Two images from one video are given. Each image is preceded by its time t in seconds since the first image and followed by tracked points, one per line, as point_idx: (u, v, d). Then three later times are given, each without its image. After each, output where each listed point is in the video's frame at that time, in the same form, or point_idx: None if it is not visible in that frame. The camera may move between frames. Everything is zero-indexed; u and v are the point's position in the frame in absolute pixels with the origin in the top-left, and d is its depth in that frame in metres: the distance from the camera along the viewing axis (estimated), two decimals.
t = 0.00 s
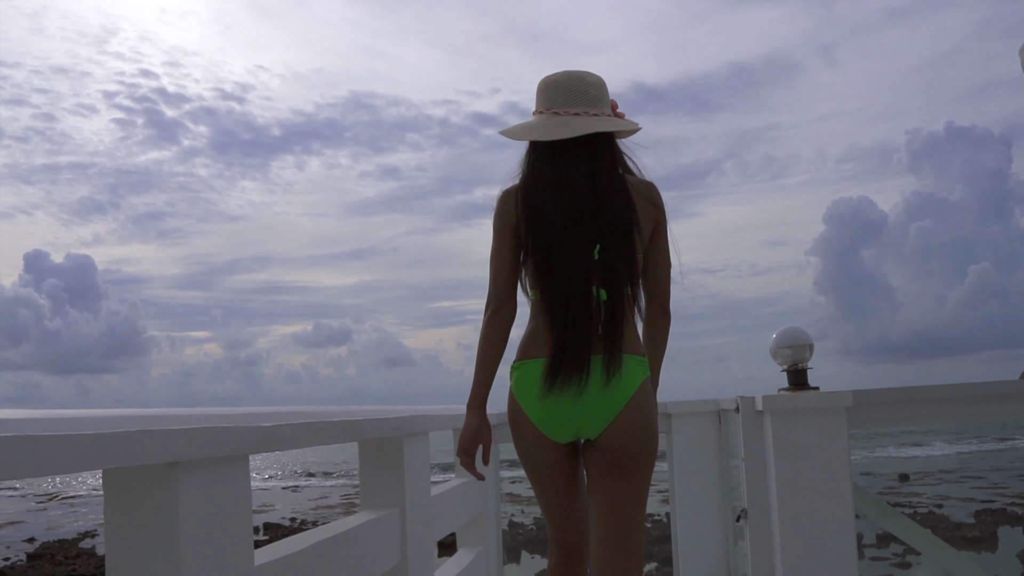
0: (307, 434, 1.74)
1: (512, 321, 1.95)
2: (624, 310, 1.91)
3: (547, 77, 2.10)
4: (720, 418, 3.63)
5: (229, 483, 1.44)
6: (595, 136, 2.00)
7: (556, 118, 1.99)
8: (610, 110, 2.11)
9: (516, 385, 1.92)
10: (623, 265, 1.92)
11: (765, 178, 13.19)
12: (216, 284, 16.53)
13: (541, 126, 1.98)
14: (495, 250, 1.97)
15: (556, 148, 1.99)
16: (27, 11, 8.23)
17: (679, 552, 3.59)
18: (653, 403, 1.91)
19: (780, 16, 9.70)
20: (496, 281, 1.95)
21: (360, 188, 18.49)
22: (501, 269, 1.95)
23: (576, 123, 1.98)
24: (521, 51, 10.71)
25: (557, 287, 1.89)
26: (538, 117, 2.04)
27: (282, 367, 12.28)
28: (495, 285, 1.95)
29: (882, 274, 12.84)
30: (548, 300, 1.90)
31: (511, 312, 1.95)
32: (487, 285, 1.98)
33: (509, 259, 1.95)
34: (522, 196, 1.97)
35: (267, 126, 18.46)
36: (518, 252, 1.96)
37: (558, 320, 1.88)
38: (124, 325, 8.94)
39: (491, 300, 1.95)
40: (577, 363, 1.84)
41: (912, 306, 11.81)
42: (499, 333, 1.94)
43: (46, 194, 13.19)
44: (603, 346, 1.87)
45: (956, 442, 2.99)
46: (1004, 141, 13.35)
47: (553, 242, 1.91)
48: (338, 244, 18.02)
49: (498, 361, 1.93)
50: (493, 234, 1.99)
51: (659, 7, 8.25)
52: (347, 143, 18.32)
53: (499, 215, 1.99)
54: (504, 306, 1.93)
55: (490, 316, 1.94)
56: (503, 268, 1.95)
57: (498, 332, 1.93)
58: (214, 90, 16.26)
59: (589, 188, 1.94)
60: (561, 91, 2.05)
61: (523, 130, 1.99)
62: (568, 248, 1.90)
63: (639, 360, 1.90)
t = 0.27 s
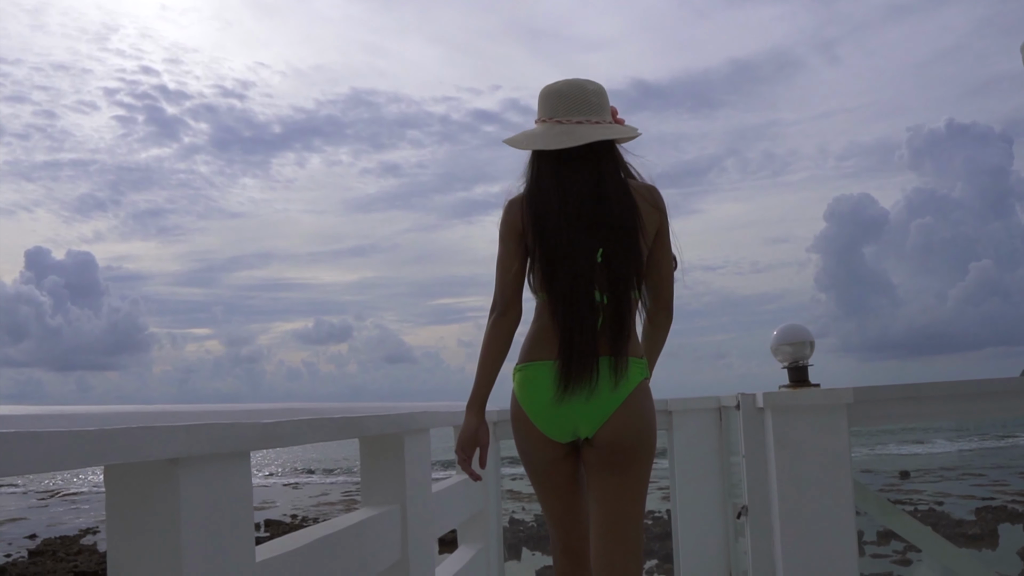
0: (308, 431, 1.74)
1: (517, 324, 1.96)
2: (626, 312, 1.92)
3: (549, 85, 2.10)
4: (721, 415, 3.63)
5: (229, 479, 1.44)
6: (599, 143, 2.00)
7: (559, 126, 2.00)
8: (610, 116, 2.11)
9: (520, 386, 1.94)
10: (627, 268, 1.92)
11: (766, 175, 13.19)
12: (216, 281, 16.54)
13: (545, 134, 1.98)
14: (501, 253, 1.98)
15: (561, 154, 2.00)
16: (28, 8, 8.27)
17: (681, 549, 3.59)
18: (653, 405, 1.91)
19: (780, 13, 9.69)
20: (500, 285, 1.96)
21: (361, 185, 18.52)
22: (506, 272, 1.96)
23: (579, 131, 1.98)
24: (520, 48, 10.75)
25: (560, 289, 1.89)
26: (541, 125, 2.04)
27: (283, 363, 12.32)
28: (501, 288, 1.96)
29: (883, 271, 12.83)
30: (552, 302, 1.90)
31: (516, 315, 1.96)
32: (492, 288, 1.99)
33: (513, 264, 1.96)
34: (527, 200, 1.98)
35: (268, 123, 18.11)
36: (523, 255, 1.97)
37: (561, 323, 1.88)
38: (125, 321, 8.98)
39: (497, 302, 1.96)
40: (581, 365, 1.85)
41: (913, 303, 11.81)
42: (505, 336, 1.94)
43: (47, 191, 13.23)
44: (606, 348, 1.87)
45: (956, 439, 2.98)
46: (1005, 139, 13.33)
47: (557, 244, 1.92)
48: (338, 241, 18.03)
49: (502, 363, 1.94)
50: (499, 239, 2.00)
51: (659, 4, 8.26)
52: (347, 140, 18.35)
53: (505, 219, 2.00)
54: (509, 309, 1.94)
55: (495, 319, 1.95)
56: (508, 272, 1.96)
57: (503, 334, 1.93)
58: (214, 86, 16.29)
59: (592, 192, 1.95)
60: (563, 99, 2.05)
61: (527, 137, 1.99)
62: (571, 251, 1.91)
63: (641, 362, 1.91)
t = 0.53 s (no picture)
0: (308, 429, 1.74)
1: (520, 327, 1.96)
2: (628, 316, 1.92)
3: (551, 94, 2.11)
4: (721, 413, 3.64)
5: (229, 475, 1.44)
6: (600, 150, 2.01)
7: (562, 135, 2.00)
8: (611, 124, 2.12)
9: (524, 387, 1.95)
10: (628, 271, 1.93)
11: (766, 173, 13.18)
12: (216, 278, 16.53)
13: (547, 143, 1.99)
14: (504, 257, 1.99)
15: (564, 160, 2.00)
16: (29, 6, 8.27)
17: (681, 547, 3.59)
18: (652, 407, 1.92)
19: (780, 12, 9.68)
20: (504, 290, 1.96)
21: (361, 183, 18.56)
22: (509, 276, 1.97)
23: (581, 139, 1.98)
24: (520, 45, 10.77)
25: (564, 292, 1.90)
26: (543, 134, 2.04)
27: (284, 361, 12.33)
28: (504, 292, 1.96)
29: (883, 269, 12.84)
30: (555, 305, 1.91)
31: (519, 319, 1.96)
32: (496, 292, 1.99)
33: (516, 267, 1.97)
34: (531, 204, 1.98)
35: (268, 121, 17.96)
36: (527, 259, 1.97)
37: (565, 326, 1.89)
38: (126, 319, 8.97)
39: (501, 305, 1.96)
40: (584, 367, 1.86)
41: (913, 301, 11.81)
42: (509, 339, 1.95)
43: (48, 188, 13.21)
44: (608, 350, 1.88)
45: (956, 437, 2.99)
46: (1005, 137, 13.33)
47: (560, 248, 1.92)
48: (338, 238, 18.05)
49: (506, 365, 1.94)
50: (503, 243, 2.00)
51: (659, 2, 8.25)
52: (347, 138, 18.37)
53: (509, 223, 2.00)
54: (513, 313, 1.94)
55: (499, 323, 1.95)
56: (510, 275, 1.96)
57: (507, 338, 1.94)
58: (214, 84, 16.28)
59: (594, 196, 1.95)
60: (566, 108, 2.06)
61: (530, 145, 2.00)
62: (574, 255, 1.91)
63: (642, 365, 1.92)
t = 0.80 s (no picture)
0: (310, 426, 1.74)
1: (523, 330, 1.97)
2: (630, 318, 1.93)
3: (553, 100, 2.10)
4: (721, 411, 3.64)
5: (231, 471, 1.44)
6: (601, 156, 2.00)
7: (562, 141, 2.00)
8: (611, 131, 2.11)
9: (527, 390, 1.95)
10: (629, 273, 1.93)
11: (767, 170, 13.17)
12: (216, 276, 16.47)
13: (549, 149, 1.99)
14: (507, 260, 1.99)
15: (564, 166, 2.00)
16: (29, 4, 8.22)
17: (681, 545, 3.59)
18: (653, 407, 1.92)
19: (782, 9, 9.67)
20: (506, 293, 1.97)
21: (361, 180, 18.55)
22: (511, 279, 1.97)
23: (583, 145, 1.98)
24: (522, 42, 10.71)
25: (567, 295, 1.90)
26: (544, 140, 2.04)
27: (284, 359, 12.31)
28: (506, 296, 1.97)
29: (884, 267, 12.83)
30: (557, 308, 1.91)
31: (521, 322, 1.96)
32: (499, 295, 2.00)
33: (517, 271, 1.97)
34: (532, 208, 1.98)
35: (269, 119, 17.82)
36: (530, 262, 1.97)
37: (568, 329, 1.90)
38: (127, 317, 8.92)
39: (504, 308, 1.96)
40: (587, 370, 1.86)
41: (914, 299, 11.81)
42: (511, 341, 1.95)
43: (48, 186, 13.16)
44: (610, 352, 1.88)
45: (956, 435, 2.99)
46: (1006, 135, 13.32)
47: (562, 251, 1.93)
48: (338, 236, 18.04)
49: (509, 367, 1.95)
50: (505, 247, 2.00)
51: None
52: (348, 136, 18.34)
53: (511, 226, 2.00)
54: (515, 316, 1.95)
55: (502, 326, 1.95)
56: (512, 279, 1.97)
57: (509, 340, 1.94)
58: (215, 82, 16.22)
59: (595, 200, 1.95)
60: (567, 115, 2.05)
61: (532, 150, 1.99)
62: (577, 258, 1.92)
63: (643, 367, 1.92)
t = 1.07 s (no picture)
0: (309, 422, 1.74)
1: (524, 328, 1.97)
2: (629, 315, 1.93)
3: (554, 101, 2.10)
4: (721, 408, 3.64)
5: (230, 466, 1.44)
6: (600, 156, 2.00)
7: (563, 142, 1.99)
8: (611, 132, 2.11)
9: (529, 386, 1.95)
10: (628, 271, 1.93)
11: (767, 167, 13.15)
12: (216, 273, 16.45)
13: (549, 148, 1.98)
14: (509, 258, 2.00)
15: (564, 166, 2.00)
16: None
17: (681, 542, 3.60)
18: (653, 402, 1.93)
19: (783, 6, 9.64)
20: (507, 290, 1.97)
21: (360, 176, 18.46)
22: (511, 277, 1.98)
23: (582, 146, 1.98)
24: (523, 38, 10.65)
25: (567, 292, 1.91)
26: (545, 140, 2.03)
27: (285, 356, 12.29)
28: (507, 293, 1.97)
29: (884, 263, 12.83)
30: (559, 305, 1.91)
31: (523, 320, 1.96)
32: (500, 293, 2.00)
33: (518, 270, 1.98)
34: (532, 207, 1.99)
35: (269, 116, 18.23)
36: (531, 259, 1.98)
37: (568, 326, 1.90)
38: (127, 314, 8.89)
39: (505, 306, 1.97)
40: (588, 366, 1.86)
41: (914, 296, 11.80)
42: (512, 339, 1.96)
43: (48, 183, 13.12)
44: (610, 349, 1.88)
45: (957, 431, 2.99)
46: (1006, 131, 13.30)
47: (562, 250, 1.93)
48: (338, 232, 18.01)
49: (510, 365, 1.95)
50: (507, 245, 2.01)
51: None
52: (347, 133, 18.29)
53: (512, 225, 2.01)
54: (517, 314, 1.95)
55: (503, 324, 1.96)
56: (514, 278, 1.98)
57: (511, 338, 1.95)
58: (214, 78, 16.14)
59: (594, 198, 1.95)
60: (568, 115, 2.05)
61: (532, 150, 1.99)
62: (577, 256, 1.92)
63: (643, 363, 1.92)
